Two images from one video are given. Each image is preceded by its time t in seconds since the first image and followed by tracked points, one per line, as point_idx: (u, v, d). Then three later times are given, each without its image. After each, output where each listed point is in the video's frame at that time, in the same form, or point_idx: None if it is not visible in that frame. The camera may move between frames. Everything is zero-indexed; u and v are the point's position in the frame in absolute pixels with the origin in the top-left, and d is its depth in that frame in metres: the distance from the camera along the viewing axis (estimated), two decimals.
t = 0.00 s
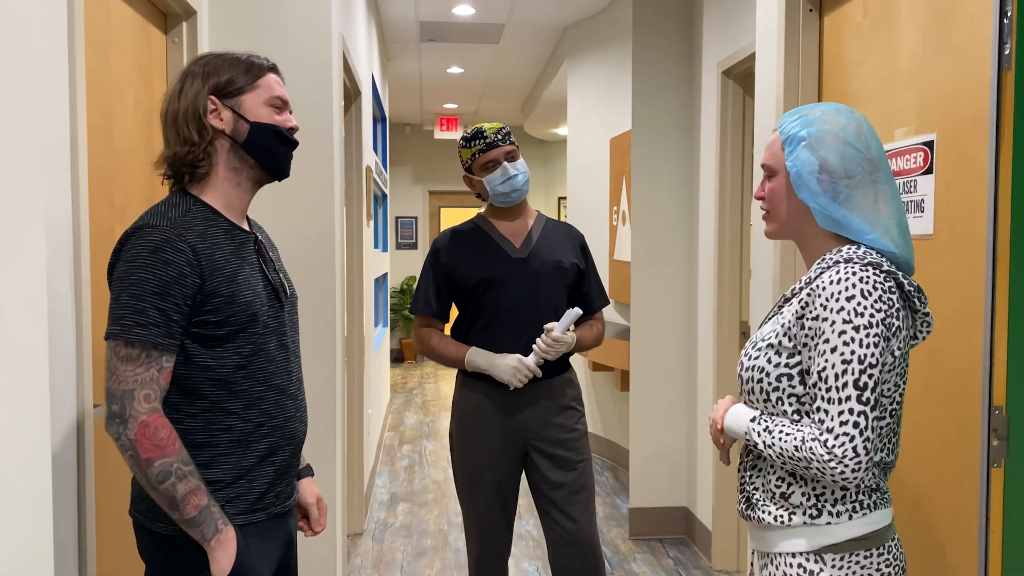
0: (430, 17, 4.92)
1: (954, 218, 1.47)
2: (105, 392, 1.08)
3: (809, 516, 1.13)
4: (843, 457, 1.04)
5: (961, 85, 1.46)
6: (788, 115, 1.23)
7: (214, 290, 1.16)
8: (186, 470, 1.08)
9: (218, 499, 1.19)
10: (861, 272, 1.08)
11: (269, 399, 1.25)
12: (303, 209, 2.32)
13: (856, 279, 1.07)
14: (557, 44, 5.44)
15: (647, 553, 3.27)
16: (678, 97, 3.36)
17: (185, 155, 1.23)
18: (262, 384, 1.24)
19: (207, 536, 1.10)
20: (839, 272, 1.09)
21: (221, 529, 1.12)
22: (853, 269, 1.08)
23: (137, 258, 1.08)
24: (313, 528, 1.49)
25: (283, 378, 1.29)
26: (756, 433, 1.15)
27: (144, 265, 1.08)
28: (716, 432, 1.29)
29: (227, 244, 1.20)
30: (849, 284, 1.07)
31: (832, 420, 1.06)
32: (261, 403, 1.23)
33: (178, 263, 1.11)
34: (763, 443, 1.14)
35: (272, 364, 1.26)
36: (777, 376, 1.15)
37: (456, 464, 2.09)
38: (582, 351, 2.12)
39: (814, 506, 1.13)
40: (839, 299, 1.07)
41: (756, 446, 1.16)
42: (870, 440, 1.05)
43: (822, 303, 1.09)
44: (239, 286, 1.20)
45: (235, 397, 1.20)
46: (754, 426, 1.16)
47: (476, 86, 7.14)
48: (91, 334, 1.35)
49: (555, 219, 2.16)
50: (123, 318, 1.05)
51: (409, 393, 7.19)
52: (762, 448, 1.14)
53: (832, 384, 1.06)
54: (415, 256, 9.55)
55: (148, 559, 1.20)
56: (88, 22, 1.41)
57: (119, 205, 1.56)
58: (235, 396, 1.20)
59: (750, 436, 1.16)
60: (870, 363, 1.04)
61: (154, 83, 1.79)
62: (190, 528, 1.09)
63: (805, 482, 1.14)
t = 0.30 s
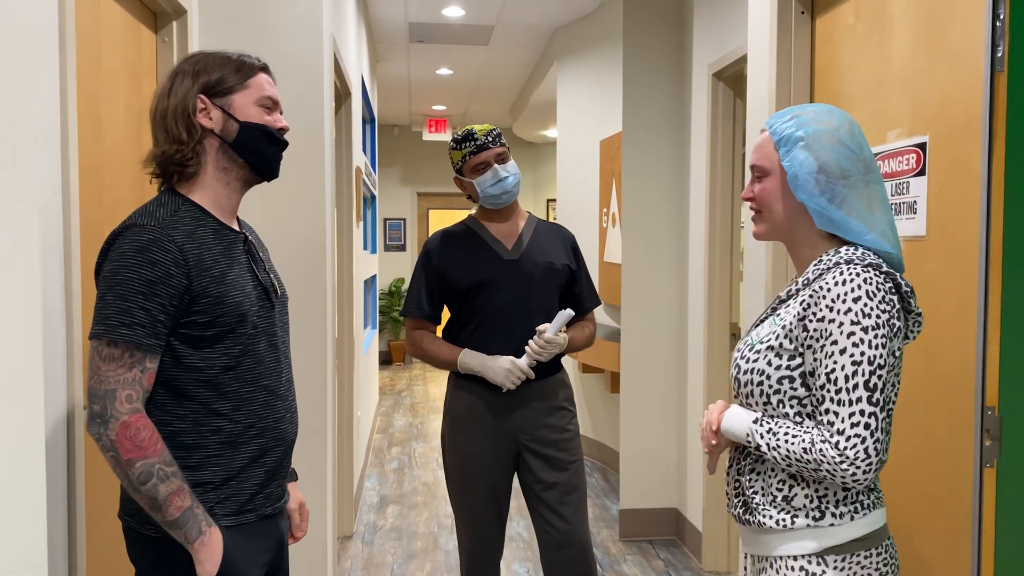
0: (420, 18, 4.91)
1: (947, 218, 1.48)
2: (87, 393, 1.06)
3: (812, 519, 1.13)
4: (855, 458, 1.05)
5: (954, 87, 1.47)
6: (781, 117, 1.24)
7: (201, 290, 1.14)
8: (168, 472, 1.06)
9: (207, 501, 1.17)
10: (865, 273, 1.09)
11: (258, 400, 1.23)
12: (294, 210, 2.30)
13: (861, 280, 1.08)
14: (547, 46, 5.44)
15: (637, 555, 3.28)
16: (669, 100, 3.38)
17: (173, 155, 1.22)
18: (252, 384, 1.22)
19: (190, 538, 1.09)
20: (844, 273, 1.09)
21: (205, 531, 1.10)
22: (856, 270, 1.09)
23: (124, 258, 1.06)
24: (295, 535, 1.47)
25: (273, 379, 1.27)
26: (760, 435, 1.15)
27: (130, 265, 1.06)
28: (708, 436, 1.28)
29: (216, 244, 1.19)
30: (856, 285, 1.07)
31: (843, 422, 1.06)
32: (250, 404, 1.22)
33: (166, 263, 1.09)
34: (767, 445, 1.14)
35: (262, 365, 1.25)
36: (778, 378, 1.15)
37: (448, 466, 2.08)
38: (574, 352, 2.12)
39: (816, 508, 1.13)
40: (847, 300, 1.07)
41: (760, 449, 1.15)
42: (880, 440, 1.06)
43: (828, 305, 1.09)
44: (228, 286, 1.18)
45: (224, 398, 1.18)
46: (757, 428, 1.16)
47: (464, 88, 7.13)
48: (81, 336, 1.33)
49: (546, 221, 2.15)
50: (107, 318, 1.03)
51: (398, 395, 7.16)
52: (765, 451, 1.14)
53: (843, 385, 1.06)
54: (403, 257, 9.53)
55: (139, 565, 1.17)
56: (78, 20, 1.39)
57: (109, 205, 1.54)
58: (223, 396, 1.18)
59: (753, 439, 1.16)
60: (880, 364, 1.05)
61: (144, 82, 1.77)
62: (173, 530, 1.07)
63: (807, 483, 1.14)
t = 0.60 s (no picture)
0: (411, 19, 4.90)
1: (936, 220, 1.50)
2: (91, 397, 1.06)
3: (803, 519, 1.14)
4: (847, 457, 1.06)
5: (942, 91, 1.48)
6: (767, 118, 1.24)
7: (192, 290, 1.14)
8: (172, 477, 1.06)
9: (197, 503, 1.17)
10: (852, 274, 1.10)
11: (246, 401, 1.23)
12: (285, 211, 2.29)
13: (848, 281, 1.09)
14: (537, 48, 5.46)
15: (627, 556, 3.28)
16: (659, 102, 3.39)
17: (160, 156, 1.21)
18: (240, 386, 1.22)
19: (189, 545, 1.08)
20: (831, 274, 1.11)
21: (204, 539, 1.09)
22: (843, 271, 1.11)
23: (114, 259, 1.06)
24: (286, 539, 1.46)
25: (260, 380, 1.27)
26: (750, 436, 1.15)
27: (121, 266, 1.05)
28: (699, 438, 1.26)
29: (205, 245, 1.19)
30: (843, 286, 1.09)
31: (834, 422, 1.07)
32: (237, 405, 1.21)
33: (157, 263, 1.09)
34: (758, 447, 1.14)
35: (249, 366, 1.24)
36: (767, 381, 1.16)
37: (439, 468, 2.07)
38: (564, 353, 2.12)
39: (807, 509, 1.15)
40: (835, 300, 1.08)
41: (750, 451, 1.15)
42: (869, 438, 1.07)
43: (817, 306, 1.10)
44: (217, 287, 1.18)
45: (213, 400, 1.18)
46: (748, 429, 1.16)
47: (454, 90, 7.13)
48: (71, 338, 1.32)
49: (536, 222, 2.15)
50: (102, 321, 1.02)
51: (387, 397, 7.14)
52: (757, 452, 1.14)
53: (834, 385, 1.07)
54: (393, 259, 9.51)
55: (127, 567, 1.17)
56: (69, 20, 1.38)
57: (99, 206, 1.53)
58: (212, 398, 1.18)
59: (743, 441, 1.16)
60: (868, 363, 1.07)
61: (134, 84, 1.76)
62: (172, 537, 1.06)
63: (798, 484, 1.15)
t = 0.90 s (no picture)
0: (403, 20, 4.90)
1: (927, 222, 1.51)
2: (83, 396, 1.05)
3: (803, 519, 1.16)
4: (850, 458, 1.07)
5: (933, 94, 1.50)
6: (762, 120, 1.25)
7: (185, 291, 1.14)
8: (159, 479, 1.06)
9: (188, 503, 1.17)
10: (848, 275, 1.11)
11: (236, 401, 1.23)
12: (278, 212, 2.29)
13: (845, 282, 1.10)
14: (530, 51, 5.47)
15: (620, 556, 3.29)
16: (652, 104, 3.41)
17: (154, 156, 1.21)
18: (231, 386, 1.22)
19: (174, 547, 1.07)
20: (828, 275, 1.11)
21: (190, 542, 1.09)
22: (840, 272, 1.12)
23: (107, 259, 1.05)
24: (277, 541, 1.46)
25: (252, 381, 1.27)
26: (749, 439, 1.16)
27: (114, 266, 1.05)
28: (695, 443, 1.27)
29: (198, 245, 1.18)
30: (841, 287, 1.10)
31: (835, 423, 1.08)
32: (228, 405, 1.21)
33: (150, 263, 1.08)
34: (758, 451, 1.15)
35: (240, 366, 1.24)
36: (765, 382, 1.17)
37: (433, 469, 2.07)
38: (558, 354, 2.12)
39: (807, 509, 1.16)
40: (834, 302, 1.09)
41: (749, 453, 1.16)
42: (870, 438, 1.09)
43: (814, 307, 1.11)
44: (210, 288, 1.18)
45: (205, 400, 1.18)
46: (746, 433, 1.17)
47: (447, 91, 7.14)
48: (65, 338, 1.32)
49: (530, 224, 2.16)
50: (95, 321, 1.02)
51: (379, 399, 7.12)
52: (756, 455, 1.15)
53: (834, 386, 1.08)
54: (385, 260, 9.50)
55: (119, 568, 1.16)
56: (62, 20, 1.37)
57: (92, 208, 1.52)
58: (204, 398, 1.17)
59: (742, 444, 1.16)
60: (867, 364, 1.08)
61: (128, 83, 1.76)
62: (158, 538, 1.06)
63: (797, 484, 1.16)
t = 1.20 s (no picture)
0: (398, 21, 4.90)
1: (921, 223, 1.53)
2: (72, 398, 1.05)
3: (806, 520, 1.16)
4: (855, 461, 1.08)
5: (926, 97, 1.51)
6: (769, 122, 1.27)
7: (175, 293, 1.13)
8: (149, 480, 1.05)
9: (179, 505, 1.16)
10: (854, 279, 1.13)
11: (229, 403, 1.22)
12: (274, 213, 2.28)
13: (852, 286, 1.12)
14: (524, 51, 5.47)
15: (615, 557, 3.30)
16: (647, 106, 3.42)
17: (146, 158, 1.21)
18: (223, 388, 1.21)
19: (164, 549, 1.07)
20: (835, 279, 1.13)
21: (180, 543, 1.08)
22: (846, 276, 1.13)
23: (96, 260, 1.05)
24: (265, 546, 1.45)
25: (245, 382, 1.27)
26: (752, 441, 1.16)
27: (102, 267, 1.05)
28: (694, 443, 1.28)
29: (189, 247, 1.18)
30: (848, 291, 1.11)
31: (842, 426, 1.09)
32: (220, 407, 1.21)
33: (139, 265, 1.08)
34: (762, 454, 1.15)
35: (233, 368, 1.24)
36: (769, 384, 1.18)
37: (429, 470, 2.07)
38: (554, 355, 2.13)
39: (809, 509, 1.17)
40: (841, 306, 1.10)
41: (752, 455, 1.17)
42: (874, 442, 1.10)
43: (822, 311, 1.12)
44: (201, 289, 1.18)
45: (196, 402, 1.17)
46: (749, 434, 1.17)
47: (441, 92, 7.14)
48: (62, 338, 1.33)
49: (526, 225, 2.16)
50: (83, 323, 1.02)
51: (374, 399, 7.11)
52: (760, 459, 1.15)
53: (842, 390, 1.09)
54: (379, 260, 9.49)
55: (112, 570, 1.16)
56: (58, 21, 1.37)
57: (88, 209, 1.52)
58: (195, 400, 1.17)
59: (745, 446, 1.17)
60: (874, 368, 1.10)
61: (123, 84, 1.75)
62: (149, 539, 1.06)
63: (798, 486, 1.17)
